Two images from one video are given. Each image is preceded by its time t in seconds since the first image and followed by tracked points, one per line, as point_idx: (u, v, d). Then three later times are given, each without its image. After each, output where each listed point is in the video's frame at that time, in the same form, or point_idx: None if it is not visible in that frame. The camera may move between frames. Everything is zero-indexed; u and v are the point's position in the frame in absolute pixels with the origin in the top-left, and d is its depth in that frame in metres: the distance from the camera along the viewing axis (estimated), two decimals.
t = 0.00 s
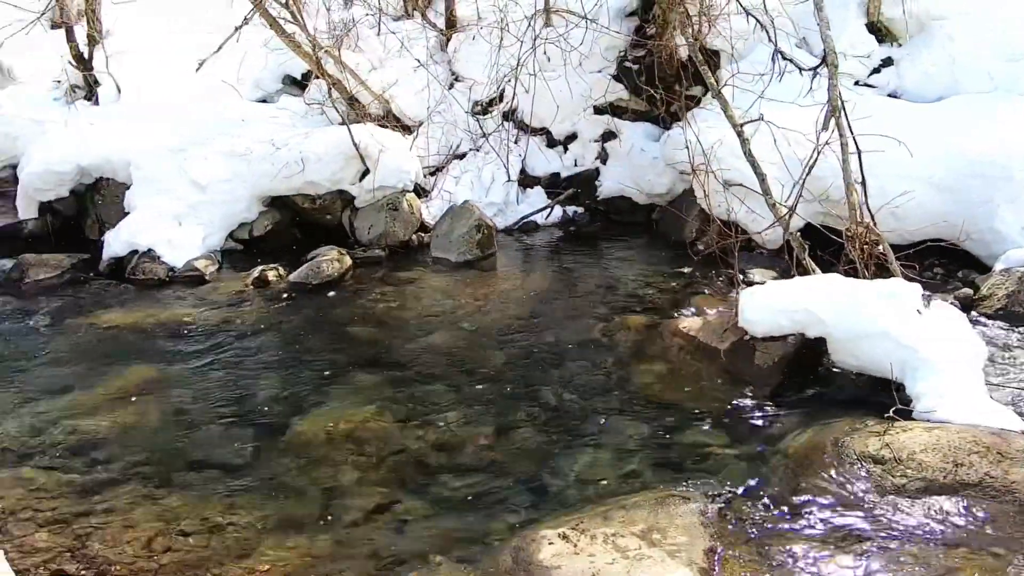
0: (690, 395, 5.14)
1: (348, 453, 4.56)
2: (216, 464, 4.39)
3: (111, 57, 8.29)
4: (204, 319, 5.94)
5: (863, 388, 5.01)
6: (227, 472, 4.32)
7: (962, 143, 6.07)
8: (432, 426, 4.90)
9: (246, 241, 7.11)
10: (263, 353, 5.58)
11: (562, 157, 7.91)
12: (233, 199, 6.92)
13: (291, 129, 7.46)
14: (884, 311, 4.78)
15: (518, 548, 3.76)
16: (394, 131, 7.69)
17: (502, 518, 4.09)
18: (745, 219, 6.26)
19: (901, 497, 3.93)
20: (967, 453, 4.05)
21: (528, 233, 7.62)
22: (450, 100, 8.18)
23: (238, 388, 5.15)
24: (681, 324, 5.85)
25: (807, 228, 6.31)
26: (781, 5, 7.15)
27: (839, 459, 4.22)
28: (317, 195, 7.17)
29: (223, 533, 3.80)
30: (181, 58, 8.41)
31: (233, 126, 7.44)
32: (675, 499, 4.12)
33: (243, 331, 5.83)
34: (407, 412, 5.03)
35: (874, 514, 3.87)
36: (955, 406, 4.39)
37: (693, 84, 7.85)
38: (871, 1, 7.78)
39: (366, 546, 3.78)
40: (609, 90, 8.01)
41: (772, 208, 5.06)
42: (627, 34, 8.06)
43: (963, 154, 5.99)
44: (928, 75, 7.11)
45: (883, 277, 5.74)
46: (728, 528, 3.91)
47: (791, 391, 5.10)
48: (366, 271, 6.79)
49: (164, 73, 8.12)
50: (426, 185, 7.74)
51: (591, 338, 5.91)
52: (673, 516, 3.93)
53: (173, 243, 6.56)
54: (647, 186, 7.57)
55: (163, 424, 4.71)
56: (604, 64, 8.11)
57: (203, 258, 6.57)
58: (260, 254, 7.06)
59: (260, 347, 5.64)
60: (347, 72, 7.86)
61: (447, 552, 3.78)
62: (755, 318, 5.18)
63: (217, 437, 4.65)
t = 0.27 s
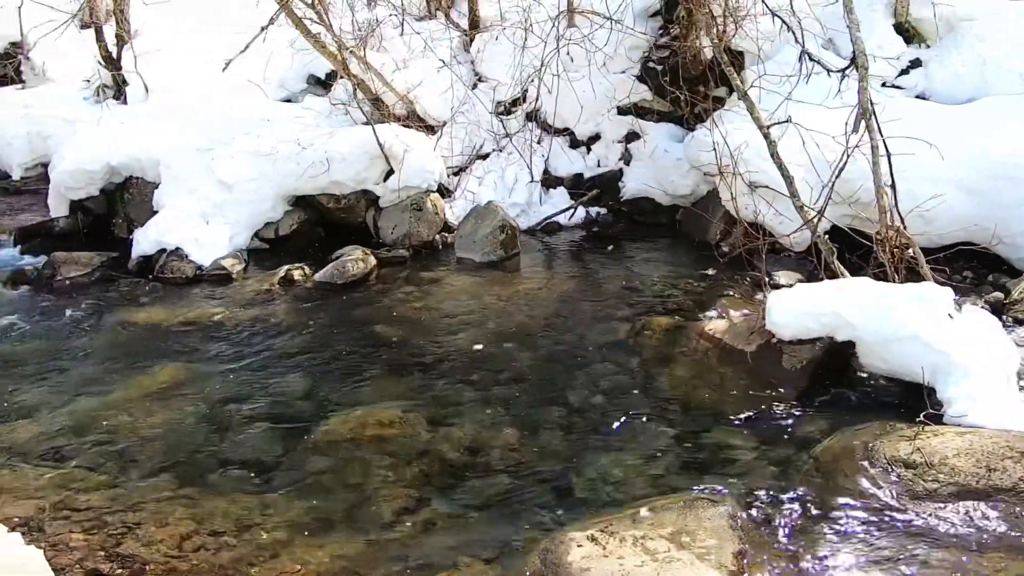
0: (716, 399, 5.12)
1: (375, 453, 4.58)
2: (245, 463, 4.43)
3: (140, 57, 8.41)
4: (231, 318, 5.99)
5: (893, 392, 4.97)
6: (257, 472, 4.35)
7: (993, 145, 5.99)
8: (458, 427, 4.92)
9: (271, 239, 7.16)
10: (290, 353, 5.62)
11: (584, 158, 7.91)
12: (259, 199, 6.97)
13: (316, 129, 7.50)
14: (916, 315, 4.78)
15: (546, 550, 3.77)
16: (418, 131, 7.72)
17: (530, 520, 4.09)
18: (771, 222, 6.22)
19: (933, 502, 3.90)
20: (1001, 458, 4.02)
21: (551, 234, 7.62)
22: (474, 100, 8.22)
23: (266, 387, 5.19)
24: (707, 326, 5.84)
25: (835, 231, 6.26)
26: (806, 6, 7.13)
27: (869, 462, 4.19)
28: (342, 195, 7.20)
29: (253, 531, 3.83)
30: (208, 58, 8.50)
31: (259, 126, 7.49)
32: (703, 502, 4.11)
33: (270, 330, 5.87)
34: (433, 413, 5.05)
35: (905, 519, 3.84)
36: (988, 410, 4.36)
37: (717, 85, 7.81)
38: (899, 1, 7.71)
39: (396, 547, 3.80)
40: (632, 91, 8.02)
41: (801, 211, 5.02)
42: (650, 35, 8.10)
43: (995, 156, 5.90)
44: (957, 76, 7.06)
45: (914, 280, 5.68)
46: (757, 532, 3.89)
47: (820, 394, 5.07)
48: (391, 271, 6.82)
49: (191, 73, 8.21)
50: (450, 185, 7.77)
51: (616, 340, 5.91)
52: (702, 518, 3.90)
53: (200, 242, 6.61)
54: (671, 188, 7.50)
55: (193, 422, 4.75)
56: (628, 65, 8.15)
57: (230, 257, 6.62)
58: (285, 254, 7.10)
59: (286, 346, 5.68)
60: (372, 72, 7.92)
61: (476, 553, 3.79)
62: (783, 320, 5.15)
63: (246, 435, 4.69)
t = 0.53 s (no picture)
0: (740, 402, 5.12)
1: (400, 453, 4.61)
2: (270, 461, 4.46)
3: (164, 57, 8.50)
4: (254, 316, 6.04)
5: (918, 396, 4.96)
6: (283, 470, 4.37)
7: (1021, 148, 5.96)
8: (482, 428, 4.94)
9: (294, 239, 7.22)
10: (313, 352, 5.65)
11: (604, 159, 7.91)
12: (281, 198, 7.01)
13: (338, 129, 7.53)
14: (944, 320, 4.74)
15: (572, 553, 3.79)
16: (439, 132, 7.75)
17: (554, 521, 4.12)
18: (794, 224, 6.19)
19: (961, 507, 3.93)
20: None
21: (570, 235, 7.62)
22: (494, 100, 8.20)
23: (290, 386, 5.22)
24: (729, 329, 5.84)
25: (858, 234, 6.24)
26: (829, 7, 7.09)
27: (897, 466, 4.24)
28: (363, 195, 7.22)
29: (282, 531, 3.86)
30: (229, 58, 8.54)
31: (282, 126, 7.52)
32: (728, 505, 4.11)
33: (292, 329, 5.90)
34: (456, 414, 5.08)
35: (933, 521, 3.86)
36: (1016, 417, 4.34)
37: (739, 87, 7.80)
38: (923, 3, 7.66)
39: (423, 548, 3.84)
40: (654, 91, 7.92)
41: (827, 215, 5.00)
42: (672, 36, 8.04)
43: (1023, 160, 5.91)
44: (984, 78, 7.04)
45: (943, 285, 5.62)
46: (782, 534, 3.90)
47: (844, 398, 5.07)
48: (412, 271, 6.85)
49: (213, 72, 8.25)
50: (470, 186, 7.80)
51: (637, 342, 5.90)
52: (727, 521, 3.93)
53: (224, 241, 6.67)
54: (692, 190, 7.54)
55: (219, 419, 4.78)
56: (649, 65, 8.08)
57: (253, 256, 6.68)
58: (307, 253, 7.16)
59: (310, 345, 5.72)
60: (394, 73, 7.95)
61: (502, 555, 3.83)
62: (809, 324, 5.18)
63: (271, 434, 4.71)
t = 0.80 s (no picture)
0: (761, 406, 5.10)
1: (421, 456, 4.62)
2: (292, 462, 4.47)
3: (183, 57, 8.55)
4: (274, 317, 6.06)
5: (939, 401, 4.94)
6: (305, 473, 4.38)
7: None
8: (502, 431, 4.94)
9: (312, 239, 7.24)
10: (333, 353, 5.67)
11: (622, 160, 7.90)
12: (300, 198, 7.04)
13: (356, 129, 7.54)
14: (971, 325, 4.73)
15: (595, 556, 3.79)
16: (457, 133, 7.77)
17: (576, 525, 4.11)
18: (815, 227, 6.16)
19: (987, 512, 3.90)
20: None
21: (588, 237, 7.62)
22: (512, 102, 8.20)
23: (310, 387, 5.24)
24: (750, 332, 5.83)
25: (878, 237, 6.22)
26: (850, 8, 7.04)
27: (920, 472, 4.23)
28: (381, 195, 7.23)
29: (306, 534, 3.86)
30: (247, 60, 8.56)
31: (300, 126, 7.55)
32: (751, 510, 4.10)
33: (312, 330, 5.93)
34: (476, 416, 5.08)
35: (958, 527, 3.84)
36: None
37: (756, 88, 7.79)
38: (945, 4, 7.61)
39: (444, 552, 3.83)
40: (671, 93, 7.92)
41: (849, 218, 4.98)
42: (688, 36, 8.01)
43: None
44: (1008, 81, 7.02)
45: (965, 289, 5.60)
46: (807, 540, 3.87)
47: (866, 402, 5.05)
48: (430, 272, 6.86)
49: (231, 73, 8.27)
50: (488, 187, 7.82)
51: (656, 345, 5.89)
52: (751, 526, 3.91)
53: (244, 241, 6.70)
54: (710, 192, 7.53)
55: (241, 420, 4.80)
56: (667, 67, 8.06)
57: (272, 256, 6.70)
58: (326, 253, 7.18)
59: (329, 347, 5.74)
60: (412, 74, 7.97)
61: (525, 559, 3.82)
62: (833, 329, 5.14)
63: (293, 435, 4.73)
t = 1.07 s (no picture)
0: (780, 411, 5.08)
1: (440, 459, 4.63)
2: (312, 464, 4.49)
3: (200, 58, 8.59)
4: (291, 317, 6.08)
5: (959, 406, 4.92)
6: (325, 475, 4.39)
7: None
8: (520, 434, 4.94)
9: (329, 240, 7.27)
10: (351, 354, 5.68)
11: (638, 162, 7.88)
12: (317, 199, 7.04)
13: (372, 129, 7.53)
14: (995, 331, 4.67)
15: (616, 560, 3.78)
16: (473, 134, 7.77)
17: (596, 529, 4.11)
18: (834, 231, 6.12)
19: (1010, 517, 3.89)
20: None
21: (603, 239, 7.61)
22: (527, 103, 8.19)
23: (329, 389, 5.26)
24: (768, 335, 5.83)
25: (897, 241, 6.20)
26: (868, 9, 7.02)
27: (942, 477, 4.21)
28: (398, 196, 7.21)
29: (327, 536, 3.87)
30: (263, 60, 8.57)
31: (317, 126, 7.55)
32: (771, 515, 4.09)
33: (330, 331, 5.94)
34: (495, 419, 5.08)
35: (981, 532, 3.83)
36: None
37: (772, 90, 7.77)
38: (966, 7, 7.57)
39: (465, 555, 3.83)
40: (688, 95, 7.93)
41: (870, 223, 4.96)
42: (703, 39, 8.00)
43: None
44: None
45: (986, 293, 5.57)
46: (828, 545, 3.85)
47: (886, 407, 5.03)
48: (446, 274, 6.87)
49: (248, 72, 8.29)
50: (503, 188, 7.81)
51: (673, 349, 5.88)
52: (772, 531, 3.90)
53: (261, 241, 6.72)
54: (725, 194, 7.51)
55: (261, 422, 4.81)
56: (683, 69, 8.05)
57: (289, 257, 6.73)
58: (342, 254, 7.20)
59: (347, 348, 5.75)
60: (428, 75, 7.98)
61: (545, 563, 3.82)
62: (853, 332, 5.14)
63: (312, 436, 4.74)
